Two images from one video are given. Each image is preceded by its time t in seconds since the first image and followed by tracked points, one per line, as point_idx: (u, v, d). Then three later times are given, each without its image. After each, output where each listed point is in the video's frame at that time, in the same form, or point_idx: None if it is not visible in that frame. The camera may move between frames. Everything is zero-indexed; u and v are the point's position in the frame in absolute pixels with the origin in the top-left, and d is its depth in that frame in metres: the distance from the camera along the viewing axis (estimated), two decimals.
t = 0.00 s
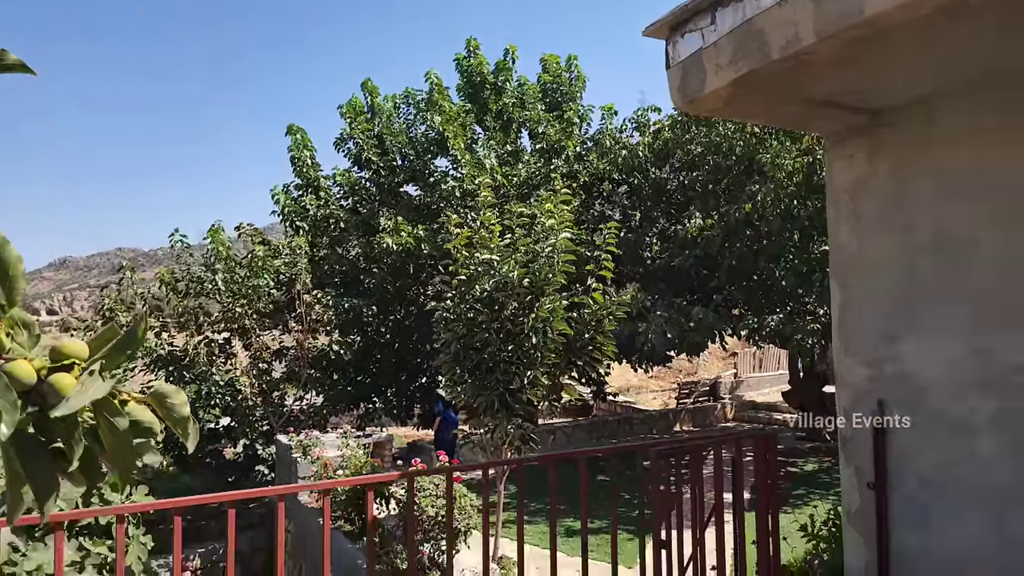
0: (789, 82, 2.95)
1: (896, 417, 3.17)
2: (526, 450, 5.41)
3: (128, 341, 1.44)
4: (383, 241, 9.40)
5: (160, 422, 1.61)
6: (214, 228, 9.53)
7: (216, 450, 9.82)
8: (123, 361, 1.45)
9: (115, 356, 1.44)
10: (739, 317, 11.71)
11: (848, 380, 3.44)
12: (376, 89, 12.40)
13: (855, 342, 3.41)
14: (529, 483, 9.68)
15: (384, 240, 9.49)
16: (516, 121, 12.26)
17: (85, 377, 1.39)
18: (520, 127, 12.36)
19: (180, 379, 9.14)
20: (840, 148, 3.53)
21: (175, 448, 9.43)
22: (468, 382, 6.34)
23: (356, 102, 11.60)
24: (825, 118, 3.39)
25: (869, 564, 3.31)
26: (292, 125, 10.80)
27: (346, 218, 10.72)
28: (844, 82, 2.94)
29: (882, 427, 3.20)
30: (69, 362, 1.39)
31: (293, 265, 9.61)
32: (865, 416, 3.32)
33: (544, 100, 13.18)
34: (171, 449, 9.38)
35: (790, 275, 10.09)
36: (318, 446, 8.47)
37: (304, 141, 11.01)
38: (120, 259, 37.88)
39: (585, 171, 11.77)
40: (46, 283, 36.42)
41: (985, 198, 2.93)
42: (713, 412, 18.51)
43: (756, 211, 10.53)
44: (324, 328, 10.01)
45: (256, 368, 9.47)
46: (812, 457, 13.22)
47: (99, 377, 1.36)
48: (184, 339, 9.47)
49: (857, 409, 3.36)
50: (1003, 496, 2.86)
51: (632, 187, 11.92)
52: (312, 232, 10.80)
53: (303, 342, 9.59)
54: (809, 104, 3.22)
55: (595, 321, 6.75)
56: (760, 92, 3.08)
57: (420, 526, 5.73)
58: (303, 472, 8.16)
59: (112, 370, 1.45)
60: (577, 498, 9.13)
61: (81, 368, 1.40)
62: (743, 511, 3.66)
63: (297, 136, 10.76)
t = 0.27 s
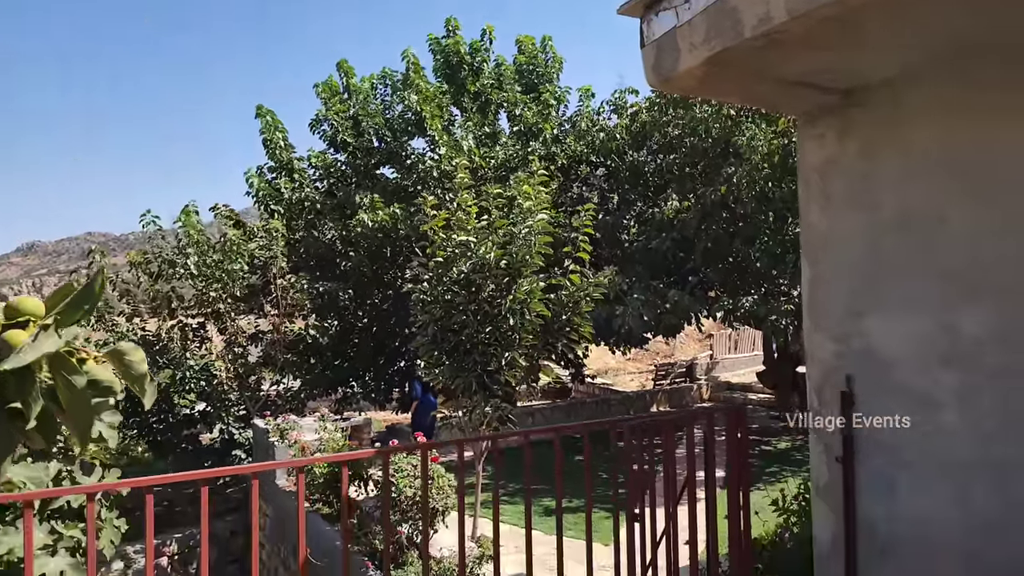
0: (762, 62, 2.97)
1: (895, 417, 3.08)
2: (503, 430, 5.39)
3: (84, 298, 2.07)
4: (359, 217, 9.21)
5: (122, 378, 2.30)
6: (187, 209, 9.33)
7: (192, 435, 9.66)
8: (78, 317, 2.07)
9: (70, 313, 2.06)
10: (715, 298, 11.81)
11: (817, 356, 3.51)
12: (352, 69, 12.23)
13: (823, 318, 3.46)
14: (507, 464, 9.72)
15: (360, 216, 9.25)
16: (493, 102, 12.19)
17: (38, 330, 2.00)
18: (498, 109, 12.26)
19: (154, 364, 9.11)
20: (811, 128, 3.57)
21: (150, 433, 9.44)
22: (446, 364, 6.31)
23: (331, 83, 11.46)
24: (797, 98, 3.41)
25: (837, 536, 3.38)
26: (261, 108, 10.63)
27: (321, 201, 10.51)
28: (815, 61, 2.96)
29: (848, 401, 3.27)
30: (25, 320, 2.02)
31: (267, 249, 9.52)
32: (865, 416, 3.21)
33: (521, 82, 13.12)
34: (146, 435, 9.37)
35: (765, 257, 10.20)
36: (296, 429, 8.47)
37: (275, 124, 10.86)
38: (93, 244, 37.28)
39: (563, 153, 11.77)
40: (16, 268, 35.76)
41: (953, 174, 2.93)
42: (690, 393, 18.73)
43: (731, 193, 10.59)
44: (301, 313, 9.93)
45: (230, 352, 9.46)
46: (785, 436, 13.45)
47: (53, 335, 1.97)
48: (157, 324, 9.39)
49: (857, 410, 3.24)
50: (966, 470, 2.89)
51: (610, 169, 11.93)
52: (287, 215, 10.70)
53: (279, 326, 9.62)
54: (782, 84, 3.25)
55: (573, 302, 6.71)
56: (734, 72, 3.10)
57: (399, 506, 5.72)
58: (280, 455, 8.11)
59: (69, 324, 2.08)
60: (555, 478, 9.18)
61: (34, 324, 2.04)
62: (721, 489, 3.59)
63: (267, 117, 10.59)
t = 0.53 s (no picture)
0: (735, 37, 2.98)
1: (896, 417, 3.05)
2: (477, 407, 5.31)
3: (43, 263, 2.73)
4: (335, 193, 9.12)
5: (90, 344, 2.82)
6: (159, 187, 9.21)
7: (167, 418, 9.75)
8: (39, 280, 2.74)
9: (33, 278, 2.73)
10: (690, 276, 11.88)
11: (789, 331, 3.52)
12: (323, 47, 12.03)
13: (795, 293, 3.47)
14: (484, 443, 9.74)
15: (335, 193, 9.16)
16: (468, 81, 12.08)
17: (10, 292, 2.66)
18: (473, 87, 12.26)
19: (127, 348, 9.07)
20: (784, 105, 3.58)
21: (125, 418, 9.39)
22: (423, 343, 6.24)
23: (302, 60, 11.26)
24: (768, 74, 3.43)
25: (806, 507, 3.41)
26: (225, 89, 10.36)
27: (293, 179, 10.20)
28: (787, 37, 2.98)
29: (818, 373, 3.30)
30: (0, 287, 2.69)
31: (241, 231, 9.37)
32: (866, 416, 3.14)
33: (496, 60, 13.01)
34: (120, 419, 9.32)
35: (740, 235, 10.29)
36: (273, 411, 8.47)
37: (243, 103, 10.60)
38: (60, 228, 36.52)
39: (539, 132, 11.74)
40: None
41: (921, 150, 2.99)
42: (666, 370, 18.92)
43: (707, 170, 10.59)
44: (276, 295, 9.81)
45: (205, 335, 9.34)
46: (760, 411, 13.66)
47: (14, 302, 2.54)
48: (128, 308, 9.29)
49: (862, 413, 3.15)
50: (932, 437, 2.97)
51: (586, 149, 11.92)
52: (259, 196, 10.42)
53: (253, 308, 9.51)
54: (755, 60, 3.26)
55: (549, 281, 6.61)
56: (707, 47, 3.10)
57: (377, 485, 5.67)
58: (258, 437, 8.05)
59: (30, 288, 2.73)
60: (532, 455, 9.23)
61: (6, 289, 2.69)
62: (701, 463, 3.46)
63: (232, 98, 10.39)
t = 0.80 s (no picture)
0: (707, 12, 2.97)
1: (897, 416, 3.00)
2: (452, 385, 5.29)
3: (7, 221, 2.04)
4: (307, 172, 9.03)
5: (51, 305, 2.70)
6: (126, 163, 8.83)
7: (140, 400, 9.62)
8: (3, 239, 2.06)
9: None
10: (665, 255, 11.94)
11: (758, 305, 3.57)
12: (293, 22, 11.80)
13: (766, 268, 3.52)
14: (459, 422, 9.74)
15: (307, 172, 9.07)
16: (442, 58, 11.91)
17: None
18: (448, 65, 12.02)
19: (99, 329, 8.89)
20: (755, 82, 3.58)
21: (98, 402, 9.20)
22: (400, 323, 6.05)
23: (271, 36, 11.06)
24: (740, 51, 3.43)
25: (775, 476, 3.49)
26: (194, 66, 10.14)
27: (266, 160, 10.13)
28: (760, 12, 2.98)
29: (790, 347, 3.36)
30: None
31: (212, 211, 9.17)
32: (867, 416, 3.09)
33: (470, 37, 12.85)
34: (92, 403, 9.13)
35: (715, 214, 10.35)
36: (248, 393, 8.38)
37: (210, 81, 10.35)
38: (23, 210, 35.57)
39: (515, 110, 11.64)
40: None
41: (891, 127, 3.00)
42: (642, 349, 19.06)
43: (683, 149, 10.64)
44: (250, 275, 9.54)
45: (177, 317, 9.15)
46: (734, 388, 13.84)
47: None
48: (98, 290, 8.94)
49: (860, 409, 3.10)
50: (897, 410, 2.99)
51: (563, 128, 11.86)
52: (229, 175, 10.16)
53: (227, 288, 9.19)
54: (727, 36, 3.26)
55: (525, 260, 6.60)
56: (680, 23, 3.09)
57: (354, 464, 5.61)
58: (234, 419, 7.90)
59: None
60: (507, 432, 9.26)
61: None
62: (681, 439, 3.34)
63: (200, 76, 10.16)
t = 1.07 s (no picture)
0: None
1: (895, 416, 2.96)
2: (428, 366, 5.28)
3: None
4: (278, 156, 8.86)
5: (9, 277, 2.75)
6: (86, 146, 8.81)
7: (110, 387, 9.05)
8: None
9: None
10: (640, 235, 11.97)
11: (729, 281, 3.61)
12: None
13: (736, 245, 3.56)
14: (434, 403, 9.71)
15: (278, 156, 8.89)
16: (415, 35, 11.69)
17: None
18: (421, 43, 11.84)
19: (66, 314, 8.59)
20: (726, 60, 3.59)
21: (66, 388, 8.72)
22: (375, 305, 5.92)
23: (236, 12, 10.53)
24: (711, 29, 3.44)
25: (744, 448, 3.56)
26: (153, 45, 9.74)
27: (235, 139, 9.79)
28: None
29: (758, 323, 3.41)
30: None
31: (180, 193, 8.99)
32: (865, 415, 3.05)
33: (443, 15, 12.65)
34: (60, 389, 8.65)
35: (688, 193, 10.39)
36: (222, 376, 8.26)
37: (175, 60, 9.86)
38: None
39: (489, 89, 11.48)
40: None
41: (854, 102, 3.04)
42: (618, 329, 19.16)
43: (657, 130, 10.45)
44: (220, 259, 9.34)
45: (148, 301, 9.00)
46: (708, 366, 13.99)
47: None
48: (64, 274, 8.76)
49: (855, 406, 3.07)
50: (859, 381, 3.06)
51: (538, 108, 11.78)
52: (196, 155, 9.96)
53: (196, 271, 9.03)
54: (698, 13, 3.26)
55: (501, 241, 6.32)
56: None
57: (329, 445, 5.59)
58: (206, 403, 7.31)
59: None
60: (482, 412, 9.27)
61: None
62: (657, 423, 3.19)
63: (162, 57, 9.75)
